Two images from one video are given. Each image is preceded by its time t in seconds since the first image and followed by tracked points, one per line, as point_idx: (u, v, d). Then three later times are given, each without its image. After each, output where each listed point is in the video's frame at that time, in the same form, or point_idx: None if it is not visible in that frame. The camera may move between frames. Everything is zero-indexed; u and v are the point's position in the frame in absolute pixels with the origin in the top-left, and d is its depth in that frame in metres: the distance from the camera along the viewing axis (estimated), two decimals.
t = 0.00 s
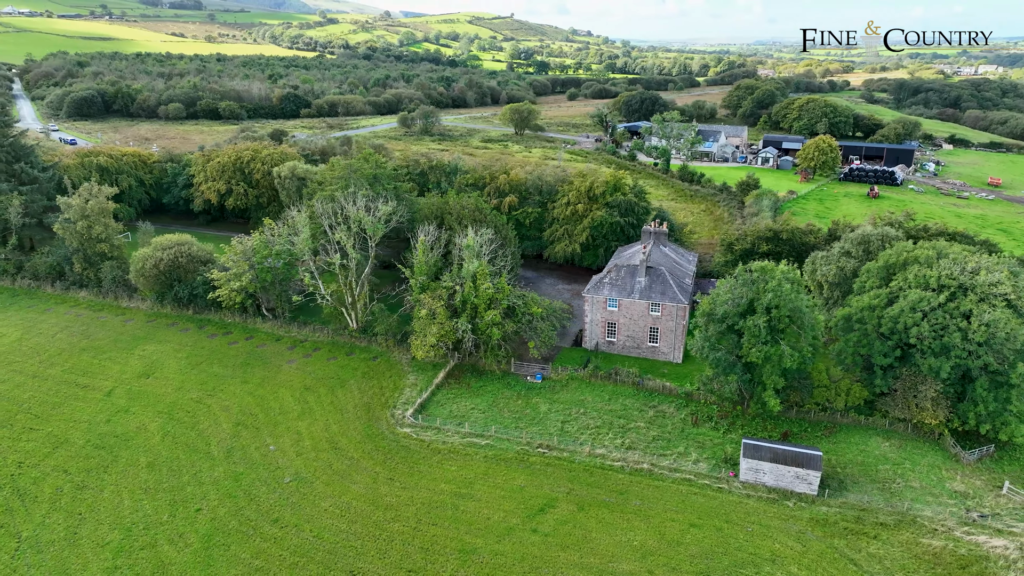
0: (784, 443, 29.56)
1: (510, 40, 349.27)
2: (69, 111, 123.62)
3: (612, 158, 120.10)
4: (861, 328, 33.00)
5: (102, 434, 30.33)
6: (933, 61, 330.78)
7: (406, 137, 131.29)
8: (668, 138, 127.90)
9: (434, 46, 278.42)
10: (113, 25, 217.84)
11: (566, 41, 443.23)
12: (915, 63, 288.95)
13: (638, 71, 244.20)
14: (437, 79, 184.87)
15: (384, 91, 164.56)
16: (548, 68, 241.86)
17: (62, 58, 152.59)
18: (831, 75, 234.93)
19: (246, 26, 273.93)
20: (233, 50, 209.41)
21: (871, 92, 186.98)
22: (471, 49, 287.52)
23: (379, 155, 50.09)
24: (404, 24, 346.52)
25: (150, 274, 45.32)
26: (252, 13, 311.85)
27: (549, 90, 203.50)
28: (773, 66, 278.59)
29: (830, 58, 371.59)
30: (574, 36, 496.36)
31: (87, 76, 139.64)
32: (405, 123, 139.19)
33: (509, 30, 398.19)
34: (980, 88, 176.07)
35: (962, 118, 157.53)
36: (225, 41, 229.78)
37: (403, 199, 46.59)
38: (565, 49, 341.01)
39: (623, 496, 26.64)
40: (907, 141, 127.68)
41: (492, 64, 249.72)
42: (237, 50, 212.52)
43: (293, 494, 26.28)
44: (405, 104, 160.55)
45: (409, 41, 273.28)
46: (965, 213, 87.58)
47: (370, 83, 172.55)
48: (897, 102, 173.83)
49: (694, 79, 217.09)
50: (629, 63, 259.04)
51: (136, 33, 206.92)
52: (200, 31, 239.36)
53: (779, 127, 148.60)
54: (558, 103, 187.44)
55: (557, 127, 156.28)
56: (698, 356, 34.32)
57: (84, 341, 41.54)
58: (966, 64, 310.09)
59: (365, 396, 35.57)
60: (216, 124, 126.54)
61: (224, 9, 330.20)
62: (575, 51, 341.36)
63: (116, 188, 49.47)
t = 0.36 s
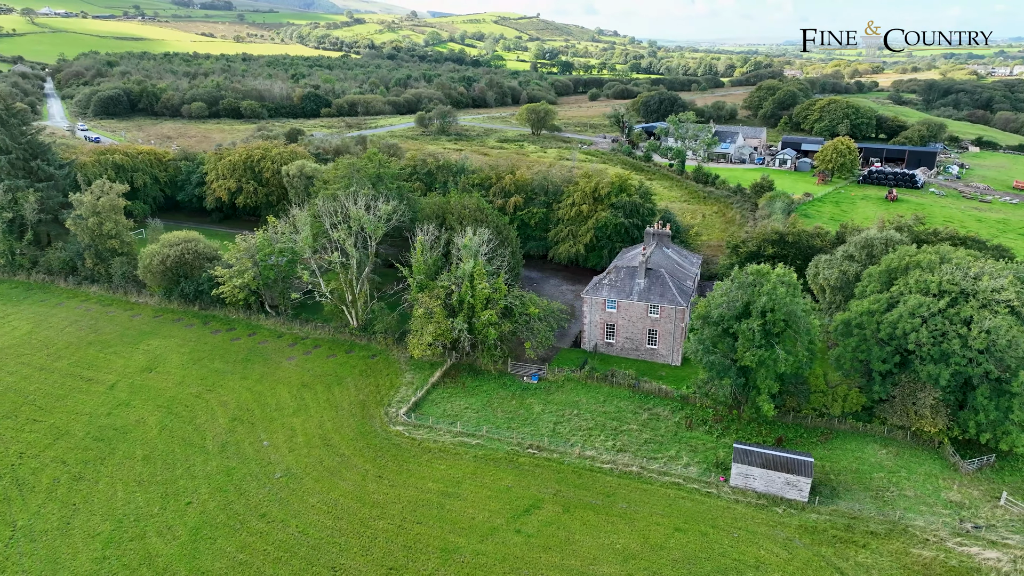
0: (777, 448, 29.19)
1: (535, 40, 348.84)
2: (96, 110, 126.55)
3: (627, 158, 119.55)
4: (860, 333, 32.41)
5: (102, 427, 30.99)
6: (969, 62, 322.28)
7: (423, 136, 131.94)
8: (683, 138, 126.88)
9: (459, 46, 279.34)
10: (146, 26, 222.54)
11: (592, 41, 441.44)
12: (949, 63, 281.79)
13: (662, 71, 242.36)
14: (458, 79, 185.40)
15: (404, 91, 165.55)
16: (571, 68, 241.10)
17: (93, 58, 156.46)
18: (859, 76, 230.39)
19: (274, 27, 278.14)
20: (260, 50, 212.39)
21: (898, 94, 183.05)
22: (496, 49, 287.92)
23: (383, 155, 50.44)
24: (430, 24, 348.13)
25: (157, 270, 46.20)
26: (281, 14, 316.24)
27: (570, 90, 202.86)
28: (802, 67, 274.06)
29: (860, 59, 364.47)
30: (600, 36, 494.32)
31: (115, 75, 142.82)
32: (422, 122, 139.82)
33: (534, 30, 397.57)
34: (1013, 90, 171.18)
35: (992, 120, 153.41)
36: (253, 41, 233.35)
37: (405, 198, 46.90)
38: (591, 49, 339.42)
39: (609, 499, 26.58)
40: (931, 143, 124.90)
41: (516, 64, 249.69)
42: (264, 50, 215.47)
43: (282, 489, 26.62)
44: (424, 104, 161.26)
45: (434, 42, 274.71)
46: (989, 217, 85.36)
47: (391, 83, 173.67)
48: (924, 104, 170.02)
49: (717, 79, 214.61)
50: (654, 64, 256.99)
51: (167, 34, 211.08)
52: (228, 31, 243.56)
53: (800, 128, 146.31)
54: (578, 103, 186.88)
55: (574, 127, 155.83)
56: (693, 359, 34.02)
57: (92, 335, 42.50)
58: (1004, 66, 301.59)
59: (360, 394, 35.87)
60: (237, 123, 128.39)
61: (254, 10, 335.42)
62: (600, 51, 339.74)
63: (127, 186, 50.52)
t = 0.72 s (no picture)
0: (770, 453, 28.87)
1: (560, 40, 347.87)
2: (121, 109, 129.26)
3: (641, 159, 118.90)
4: (859, 339, 31.90)
5: (103, 420, 31.65)
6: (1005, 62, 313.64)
7: (439, 136, 132.44)
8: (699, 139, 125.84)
9: (483, 46, 279.85)
10: (176, 26, 226.64)
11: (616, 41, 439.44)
12: (985, 63, 274.42)
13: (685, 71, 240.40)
14: (478, 79, 185.69)
15: (424, 91, 166.33)
16: (594, 68, 240.14)
17: (121, 58, 159.89)
18: (887, 76, 225.81)
19: (299, 27, 281.88)
20: (285, 50, 214.95)
21: (926, 95, 179.13)
22: (519, 49, 288.07)
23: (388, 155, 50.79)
24: (454, 24, 349.15)
25: (164, 267, 47.03)
26: (309, 14, 319.85)
27: (592, 91, 201.95)
28: (830, 67, 269.42)
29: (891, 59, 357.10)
30: (625, 36, 491.55)
31: (141, 75, 145.87)
32: (439, 122, 140.28)
33: (559, 30, 396.56)
34: None
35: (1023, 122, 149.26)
36: (279, 41, 236.27)
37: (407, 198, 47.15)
38: (615, 49, 337.56)
39: (597, 501, 26.53)
40: (955, 146, 122.16)
41: (539, 64, 249.39)
42: (289, 49, 217.98)
43: (273, 485, 26.98)
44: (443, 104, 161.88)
45: (458, 42, 275.66)
46: (1012, 222, 83.18)
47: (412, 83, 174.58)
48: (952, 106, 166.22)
49: (740, 79, 212.08)
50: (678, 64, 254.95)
51: (196, 34, 214.65)
52: (255, 31, 247.27)
53: (820, 129, 144.13)
54: (598, 103, 186.06)
55: (591, 127, 155.27)
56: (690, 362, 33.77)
57: (99, 330, 43.41)
58: None
59: (358, 392, 36.15)
60: (258, 122, 130.08)
61: (283, 10, 339.89)
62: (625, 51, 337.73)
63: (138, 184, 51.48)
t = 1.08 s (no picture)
0: (764, 458, 28.53)
1: (586, 41, 346.25)
2: (147, 108, 132.01)
3: (657, 159, 118.14)
4: (859, 344, 31.30)
5: (105, 413, 32.37)
6: None
7: (456, 136, 132.89)
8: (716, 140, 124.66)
9: (508, 47, 279.96)
10: (207, 26, 230.57)
11: (643, 41, 436.57)
12: None
13: (710, 72, 237.85)
14: (499, 79, 185.85)
15: (445, 91, 166.98)
16: (619, 68, 238.53)
17: (150, 58, 163.36)
18: (918, 77, 220.54)
19: (326, 27, 285.34)
20: (312, 50, 217.47)
21: (956, 96, 174.49)
22: (545, 49, 287.80)
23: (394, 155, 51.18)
24: (479, 24, 349.99)
25: (172, 263, 47.96)
26: (336, 15, 323.07)
27: (614, 91, 200.73)
28: (861, 66, 263.64)
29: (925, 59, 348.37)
30: (653, 36, 487.85)
31: (168, 74, 148.85)
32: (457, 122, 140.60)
33: (585, 30, 394.98)
34: None
35: None
36: (306, 41, 239.07)
37: (410, 199, 47.63)
38: (641, 49, 335.18)
39: (585, 503, 26.51)
40: (982, 149, 118.94)
41: (563, 64, 248.66)
42: (316, 49, 220.54)
43: (266, 480, 27.39)
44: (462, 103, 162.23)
45: (483, 42, 276.38)
46: None
47: (433, 83, 175.34)
48: (983, 107, 161.75)
49: (766, 79, 208.96)
50: (704, 64, 252.09)
51: (225, 34, 218.06)
52: (283, 31, 250.76)
53: (842, 131, 141.61)
54: (620, 104, 184.89)
55: (610, 127, 154.52)
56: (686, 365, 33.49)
57: (109, 324, 44.45)
58: None
59: (355, 390, 36.51)
60: (279, 121, 131.82)
61: (312, 11, 344.18)
62: (652, 51, 335.16)
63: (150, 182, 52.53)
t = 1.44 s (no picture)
0: (758, 463, 28.22)
1: (612, 40, 344.23)
2: (171, 106, 134.56)
3: (673, 160, 117.24)
4: (859, 349, 30.82)
5: (109, 406, 33.11)
6: None
7: (473, 136, 133.19)
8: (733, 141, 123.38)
9: (533, 47, 280.08)
10: (235, 27, 234.34)
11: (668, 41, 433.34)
12: None
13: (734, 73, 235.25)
14: (520, 79, 185.89)
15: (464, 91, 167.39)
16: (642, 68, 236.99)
17: (177, 58, 166.46)
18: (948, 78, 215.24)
19: (352, 27, 288.02)
20: (337, 50, 219.75)
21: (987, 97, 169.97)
22: (569, 49, 286.98)
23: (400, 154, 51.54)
24: (503, 24, 350.53)
25: (180, 260, 48.82)
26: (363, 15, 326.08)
27: (636, 91, 199.34)
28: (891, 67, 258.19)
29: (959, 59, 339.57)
30: (679, 36, 483.99)
31: (193, 73, 151.41)
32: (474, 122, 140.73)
33: (610, 30, 393.25)
34: None
35: None
36: (332, 41, 241.64)
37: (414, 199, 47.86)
38: (666, 49, 332.63)
39: (575, 504, 26.51)
40: (1008, 151, 115.80)
41: (586, 65, 247.85)
42: (341, 50, 222.77)
43: (259, 475, 27.79)
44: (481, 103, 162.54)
45: (507, 42, 276.91)
46: None
47: (453, 83, 175.90)
48: (1013, 109, 157.33)
49: (791, 79, 205.78)
50: (730, 65, 249.44)
51: (252, 35, 221.35)
52: (309, 32, 253.71)
53: (865, 132, 138.99)
54: (640, 104, 183.67)
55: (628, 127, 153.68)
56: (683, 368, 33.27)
57: (118, 319, 45.41)
58: None
59: (354, 387, 36.82)
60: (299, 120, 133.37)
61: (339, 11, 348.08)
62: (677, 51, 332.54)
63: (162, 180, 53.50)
